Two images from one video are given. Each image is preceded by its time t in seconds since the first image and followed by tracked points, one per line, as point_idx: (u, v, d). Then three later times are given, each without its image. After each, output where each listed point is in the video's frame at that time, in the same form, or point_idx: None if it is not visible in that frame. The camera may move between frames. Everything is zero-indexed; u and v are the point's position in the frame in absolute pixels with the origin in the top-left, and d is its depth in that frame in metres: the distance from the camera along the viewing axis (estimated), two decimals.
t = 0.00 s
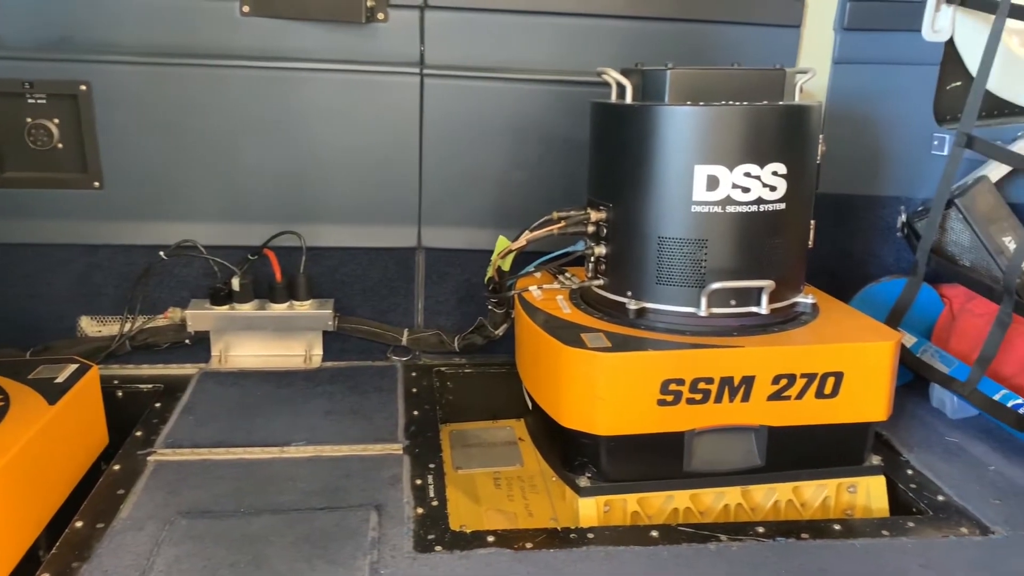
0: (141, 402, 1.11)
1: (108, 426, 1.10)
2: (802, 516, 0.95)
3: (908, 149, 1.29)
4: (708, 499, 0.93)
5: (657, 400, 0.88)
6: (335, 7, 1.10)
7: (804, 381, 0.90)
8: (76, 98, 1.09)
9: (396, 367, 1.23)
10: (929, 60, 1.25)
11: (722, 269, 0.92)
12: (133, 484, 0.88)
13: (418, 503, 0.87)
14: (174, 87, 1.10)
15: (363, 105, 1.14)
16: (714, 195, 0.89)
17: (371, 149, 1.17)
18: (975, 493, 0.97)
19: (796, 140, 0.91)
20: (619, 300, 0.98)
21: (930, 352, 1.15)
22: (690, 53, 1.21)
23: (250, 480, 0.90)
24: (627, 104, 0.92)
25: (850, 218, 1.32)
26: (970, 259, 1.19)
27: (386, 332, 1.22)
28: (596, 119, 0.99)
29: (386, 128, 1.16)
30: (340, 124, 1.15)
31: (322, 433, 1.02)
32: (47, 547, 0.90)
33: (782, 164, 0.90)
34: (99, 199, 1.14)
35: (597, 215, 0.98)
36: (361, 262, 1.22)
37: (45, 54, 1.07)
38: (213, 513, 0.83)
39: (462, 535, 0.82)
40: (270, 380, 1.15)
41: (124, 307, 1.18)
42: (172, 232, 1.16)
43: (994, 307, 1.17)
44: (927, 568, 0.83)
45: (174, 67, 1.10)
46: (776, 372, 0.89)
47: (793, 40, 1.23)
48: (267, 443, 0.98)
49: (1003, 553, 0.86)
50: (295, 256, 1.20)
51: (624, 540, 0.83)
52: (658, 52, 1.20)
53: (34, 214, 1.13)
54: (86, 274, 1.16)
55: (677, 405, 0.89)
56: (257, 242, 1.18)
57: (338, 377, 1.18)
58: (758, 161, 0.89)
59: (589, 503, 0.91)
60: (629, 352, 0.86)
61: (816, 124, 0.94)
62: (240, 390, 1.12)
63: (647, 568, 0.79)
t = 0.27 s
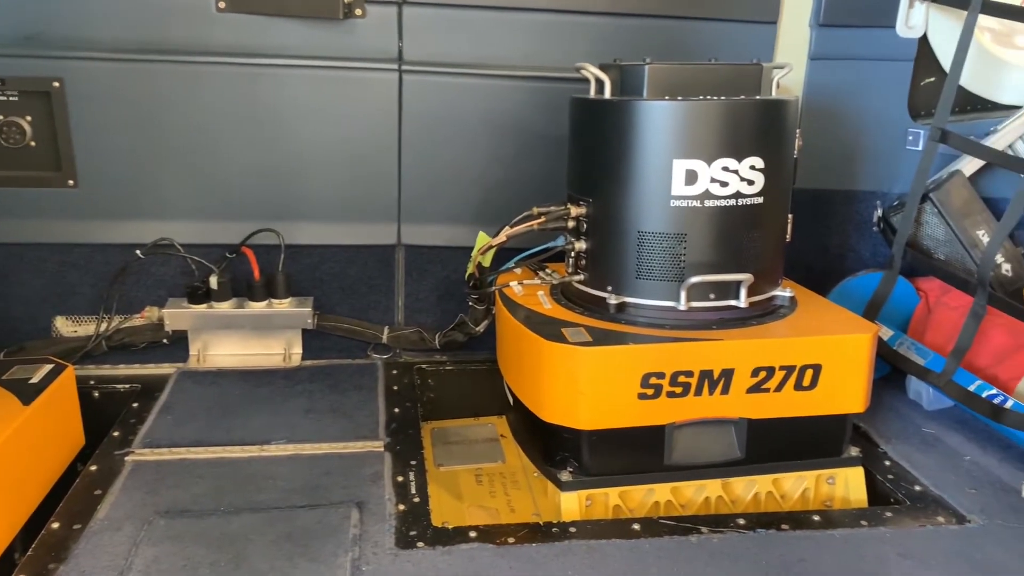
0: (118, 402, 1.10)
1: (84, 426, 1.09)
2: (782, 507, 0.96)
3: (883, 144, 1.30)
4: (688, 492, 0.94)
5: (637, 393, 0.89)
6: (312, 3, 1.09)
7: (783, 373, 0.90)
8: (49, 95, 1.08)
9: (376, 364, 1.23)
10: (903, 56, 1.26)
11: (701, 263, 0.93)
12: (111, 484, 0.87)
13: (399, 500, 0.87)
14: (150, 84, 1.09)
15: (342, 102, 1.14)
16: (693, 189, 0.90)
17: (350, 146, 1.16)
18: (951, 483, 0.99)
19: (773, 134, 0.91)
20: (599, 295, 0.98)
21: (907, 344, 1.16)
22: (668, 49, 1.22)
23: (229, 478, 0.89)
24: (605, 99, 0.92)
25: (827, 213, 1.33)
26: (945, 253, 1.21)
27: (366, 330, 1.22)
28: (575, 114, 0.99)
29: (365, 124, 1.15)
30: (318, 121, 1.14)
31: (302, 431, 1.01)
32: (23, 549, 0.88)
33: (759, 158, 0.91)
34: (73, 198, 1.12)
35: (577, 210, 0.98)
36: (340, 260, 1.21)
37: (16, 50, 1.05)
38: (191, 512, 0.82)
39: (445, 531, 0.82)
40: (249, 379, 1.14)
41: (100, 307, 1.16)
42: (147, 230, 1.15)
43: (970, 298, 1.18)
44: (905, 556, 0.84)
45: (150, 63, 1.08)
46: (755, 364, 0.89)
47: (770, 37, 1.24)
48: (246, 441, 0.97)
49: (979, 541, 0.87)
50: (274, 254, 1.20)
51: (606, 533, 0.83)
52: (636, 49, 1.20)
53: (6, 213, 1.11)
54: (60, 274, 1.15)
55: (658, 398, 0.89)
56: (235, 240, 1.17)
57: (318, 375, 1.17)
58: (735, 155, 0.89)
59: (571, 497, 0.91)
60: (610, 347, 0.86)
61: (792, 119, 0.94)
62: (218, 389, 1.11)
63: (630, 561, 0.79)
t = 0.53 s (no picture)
0: (108, 397, 1.10)
1: (75, 422, 1.08)
2: (771, 495, 0.97)
3: (867, 139, 1.32)
4: (679, 481, 0.96)
5: (629, 383, 0.89)
6: None
7: (771, 363, 0.92)
8: (37, 90, 1.07)
9: (367, 359, 1.24)
10: (885, 52, 1.28)
11: (690, 255, 0.94)
12: (103, 478, 0.87)
13: (393, 491, 0.87)
14: (138, 79, 1.09)
15: (331, 97, 1.14)
16: (682, 182, 0.91)
17: (339, 141, 1.16)
18: (937, 470, 1.00)
19: (760, 127, 0.92)
20: (590, 287, 0.99)
21: (891, 335, 1.18)
22: (655, 44, 1.23)
23: (222, 472, 0.89)
24: (595, 93, 0.93)
25: (812, 207, 1.35)
26: (929, 246, 1.24)
27: (356, 325, 1.22)
28: (565, 108, 1.00)
29: (354, 120, 1.16)
30: (308, 116, 1.14)
31: (294, 425, 1.01)
32: (15, 544, 0.88)
33: (746, 151, 0.92)
34: (61, 194, 1.12)
35: (567, 204, 0.99)
36: (330, 255, 1.22)
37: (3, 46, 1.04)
38: (185, 506, 0.82)
39: (439, 521, 0.82)
40: (239, 374, 1.14)
41: (89, 303, 1.16)
42: (136, 226, 1.15)
43: (953, 289, 1.19)
44: (892, 541, 0.85)
45: (138, 59, 1.08)
46: (744, 354, 0.90)
47: (755, 33, 1.25)
48: (238, 435, 0.97)
49: (964, 526, 0.89)
50: (264, 249, 1.20)
51: (599, 522, 0.84)
52: (623, 44, 1.21)
53: None
54: (48, 270, 1.15)
55: (648, 388, 0.90)
56: (224, 235, 1.17)
57: (308, 370, 1.18)
58: (723, 148, 0.91)
59: (563, 487, 0.92)
60: (602, 337, 0.87)
61: (779, 112, 0.96)
62: (209, 385, 1.10)
63: (622, 548, 0.80)
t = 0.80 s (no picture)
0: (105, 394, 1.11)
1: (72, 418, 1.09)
2: (758, 483, 1.00)
3: (850, 137, 1.35)
4: (669, 471, 0.98)
5: (619, 374, 0.92)
6: None
7: (758, 354, 0.94)
8: (33, 90, 1.08)
9: (361, 355, 1.25)
10: (867, 51, 1.31)
11: (678, 249, 0.96)
12: (104, 471, 0.88)
13: (390, 482, 0.89)
14: (134, 78, 1.10)
15: (325, 96, 1.16)
16: (670, 178, 0.93)
17: (333, 139, 1.18)
18: (918, 458, 1.03)
19: (746, 125, 0.95)
20: (581, 282, 1.01)
21: (875, 328, 1.22)
22: (643, 44, 1.25)
23: (221, 464, 0.91)
24: (585, 92, 0.95)
25: (797, 204, 1.38)
26: (911, 241, 1.28)
27: (350, 322, 1.24)
28: (556, 107, 1.02)
29: (348, 118, 1.17)
30: (302, 115, 1.16)
31: (291, 419, 1.03)
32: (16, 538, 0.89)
33: (733, 148, 0.94)
34: (57, 193, 1.13)
35: (558, 200, 1.01)
36: (324, 252, 1.23)
37: None
38: (185, 497, 0.84)
39: (435, 510, 0.84)
40: (235, 370, 1.15)
41: (85, 301, 1.17)
42: (131, 224, 1.16)
43: (934, 282, 1.23)
44: (875, 525, 0.88)
45: (134, 59, 1.09)
46: (731, 346, 0.93)
47: (740, 33, 1.28)
48: (236, 429, 0.99)
49: (945, 511, 0.92)
50: (259, 247, 1.21)
51: (591, 510, 0.86)
52: (612, 44, 1.24)
53: None
54: (45, 268, 1.16)
55: (638, 379, 0.92)
56: (219, 233, 1.19)
57: (304, 365, 1.19)
58: (710, 144, 0.93)
59: (556, 476, 0.94)
60: (593, 330, 0.89)
61: (764, 110, 0.98)
62: (205, 381, 1.12)
63: (614, 534, 0.82)
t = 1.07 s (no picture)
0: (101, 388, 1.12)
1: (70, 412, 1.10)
2: (744, 471, 1.02)
3: (833, 133, 1.38)
4: (658, 458, 1.00)
5: (609, 365, 0.94)
6: None
7: (743, 345, 0.97)
8: (29, 87, 1.10)
9: (355, 349, 1.27)
10: (850, 49, 1.34)
11: (666, 242, 0.99)
12: (103, 462, 0.90)
13: (385, 470, 0.91)
14: (129, 76, 1.11)
15: (318, 94, 1.17)
16: (658, 173, 0.95)
17: (327, 136, 1.20)
18: (900, 445, 1.06)
19: (731, 121, 0.97)
20: (571, 275, 1.04)
21: (858, 320, 1.24)
22: (631, 42, 1.27)
23: (219, 455, 0.93)
24: (574, 89, 0.98)
25: (782, 199, 1.40)
26: (893, 235, 1.30)
27: (344, 317, 1.25)
28: (546, 104, 1.04)
29: (341, 116, 1.19)
30: (296, 113, 1.18)
31: (286, 410, 1.04)
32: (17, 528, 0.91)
33: (719, 143, 0.97)
34: (53, 189, 1.14)
35: (548, 194, 1.03)
36: (318, 248, 1.25)
37: None
38: (184, 487, 0.86)
39: (430, 497, 0.86)
40: (231, 364, 1.17)
41: (81, 296, 1.19)
42: (126, 220, 1.17)
43: (915, 276, 1.26)
44: (857, 508, 0.90)
45: (129, 57, 1.11)
46: (717, 336, 0.95)
47: (726, 32, 1.30)
48: (233, 421, 1.01)
49: (925, 495, 0.94)
50: (253, 243, 1.23)
51: (582, 496, 0.89)
52: (600, 42, 1.26)
53: None
54: (40, 265, 1.17)
55: (627, 368, 0.95)
56: (214, 229, 1.20)
57: (298, 359, 1.21)
58: (697, 140, 0.95)
59: (548, 464, 0.96)
60: (583, 321, 0.92)
61: (749, 107, 1.01)
62: (201, 374, 1.13)
63: (604, 518, 0.85)
